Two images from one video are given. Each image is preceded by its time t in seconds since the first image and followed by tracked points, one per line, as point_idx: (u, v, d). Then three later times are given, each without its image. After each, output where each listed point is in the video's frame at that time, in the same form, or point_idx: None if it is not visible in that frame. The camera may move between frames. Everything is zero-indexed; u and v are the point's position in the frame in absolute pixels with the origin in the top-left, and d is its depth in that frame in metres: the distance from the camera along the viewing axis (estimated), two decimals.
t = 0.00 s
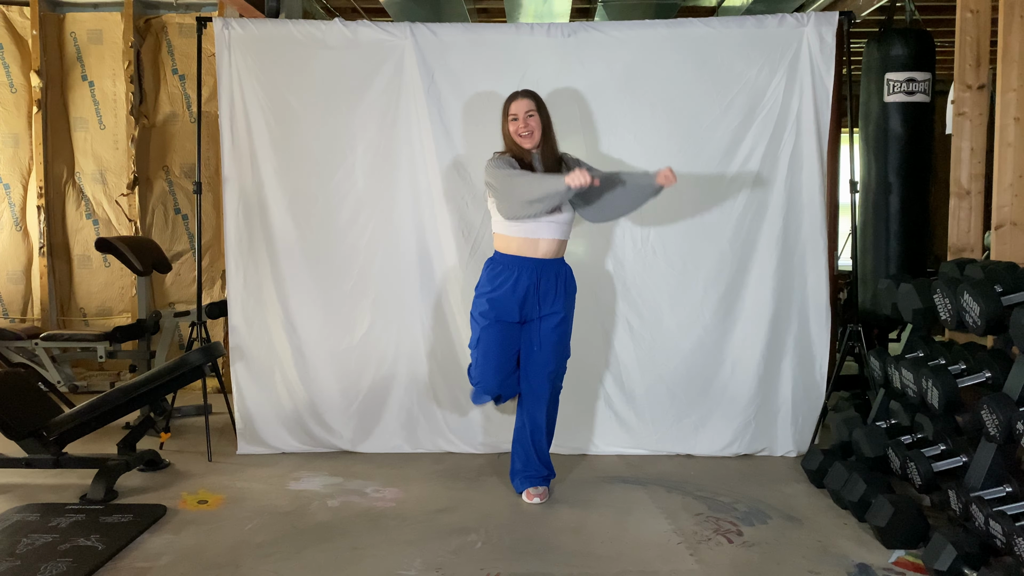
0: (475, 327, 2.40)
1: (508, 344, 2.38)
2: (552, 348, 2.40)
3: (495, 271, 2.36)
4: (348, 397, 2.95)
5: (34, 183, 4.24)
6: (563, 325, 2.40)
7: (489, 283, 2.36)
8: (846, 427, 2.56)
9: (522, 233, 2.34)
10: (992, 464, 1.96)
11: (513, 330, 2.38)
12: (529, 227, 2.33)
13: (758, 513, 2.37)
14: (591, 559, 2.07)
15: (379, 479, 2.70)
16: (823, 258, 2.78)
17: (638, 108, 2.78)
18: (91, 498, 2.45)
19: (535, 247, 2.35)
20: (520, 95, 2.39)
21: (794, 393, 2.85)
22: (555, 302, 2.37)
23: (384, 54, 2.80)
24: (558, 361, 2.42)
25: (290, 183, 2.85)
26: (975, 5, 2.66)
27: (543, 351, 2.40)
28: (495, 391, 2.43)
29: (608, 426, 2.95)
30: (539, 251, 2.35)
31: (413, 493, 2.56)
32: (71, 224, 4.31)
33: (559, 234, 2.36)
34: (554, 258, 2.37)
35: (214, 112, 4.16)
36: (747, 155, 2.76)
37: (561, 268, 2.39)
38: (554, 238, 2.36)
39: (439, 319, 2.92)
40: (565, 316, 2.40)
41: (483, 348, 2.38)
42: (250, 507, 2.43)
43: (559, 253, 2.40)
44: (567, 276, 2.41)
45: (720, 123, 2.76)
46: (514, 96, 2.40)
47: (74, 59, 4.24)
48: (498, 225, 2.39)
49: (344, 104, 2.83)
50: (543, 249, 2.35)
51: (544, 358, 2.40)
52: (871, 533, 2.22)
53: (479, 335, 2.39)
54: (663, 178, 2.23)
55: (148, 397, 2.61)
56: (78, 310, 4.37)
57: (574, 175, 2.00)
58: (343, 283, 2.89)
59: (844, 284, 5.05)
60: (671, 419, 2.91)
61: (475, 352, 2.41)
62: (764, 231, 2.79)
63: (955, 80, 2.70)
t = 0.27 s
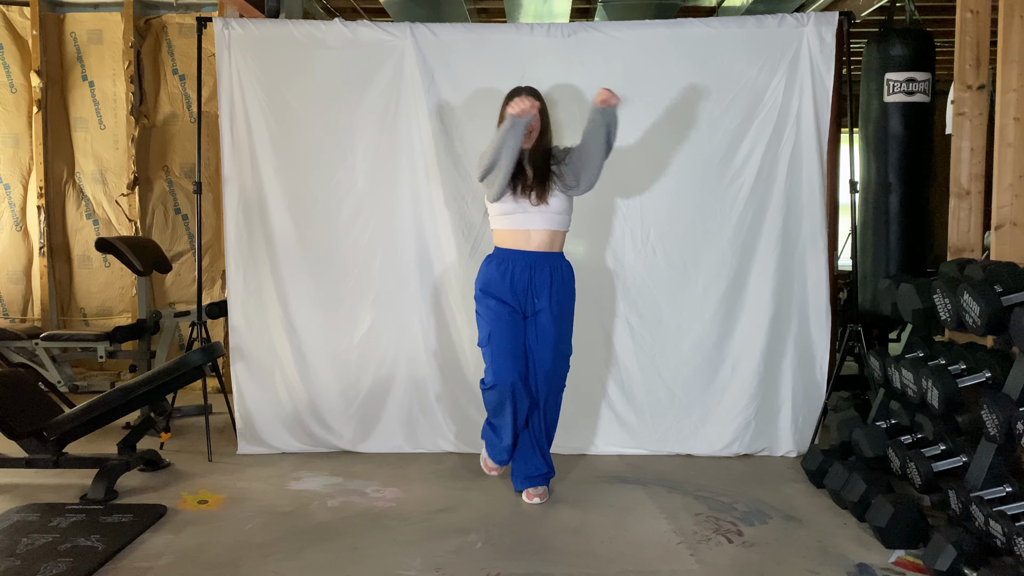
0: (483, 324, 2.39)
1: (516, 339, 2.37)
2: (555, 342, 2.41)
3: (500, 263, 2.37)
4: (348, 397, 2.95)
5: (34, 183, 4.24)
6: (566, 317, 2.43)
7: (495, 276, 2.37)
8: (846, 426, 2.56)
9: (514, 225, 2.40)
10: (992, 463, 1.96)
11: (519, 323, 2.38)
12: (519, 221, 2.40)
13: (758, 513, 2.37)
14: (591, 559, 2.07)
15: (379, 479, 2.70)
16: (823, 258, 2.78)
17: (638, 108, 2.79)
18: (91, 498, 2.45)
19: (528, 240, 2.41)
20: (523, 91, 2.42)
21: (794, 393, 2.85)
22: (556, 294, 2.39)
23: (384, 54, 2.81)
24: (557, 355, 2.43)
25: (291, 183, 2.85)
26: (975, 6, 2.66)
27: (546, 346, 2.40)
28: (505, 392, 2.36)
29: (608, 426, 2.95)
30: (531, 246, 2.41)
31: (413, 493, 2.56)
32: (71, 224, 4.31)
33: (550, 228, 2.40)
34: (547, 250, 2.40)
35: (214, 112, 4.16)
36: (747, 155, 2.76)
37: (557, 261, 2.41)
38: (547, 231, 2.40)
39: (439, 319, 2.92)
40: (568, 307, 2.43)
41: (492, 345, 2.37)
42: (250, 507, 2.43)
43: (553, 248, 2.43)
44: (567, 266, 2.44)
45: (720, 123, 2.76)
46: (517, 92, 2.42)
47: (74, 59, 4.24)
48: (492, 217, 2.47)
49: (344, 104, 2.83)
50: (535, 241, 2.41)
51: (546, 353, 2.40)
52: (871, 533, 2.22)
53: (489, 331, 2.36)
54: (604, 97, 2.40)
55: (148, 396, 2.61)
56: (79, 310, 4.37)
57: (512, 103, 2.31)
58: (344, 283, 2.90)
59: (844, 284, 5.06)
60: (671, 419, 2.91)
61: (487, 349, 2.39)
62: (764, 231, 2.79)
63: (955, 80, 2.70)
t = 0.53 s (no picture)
0: (473, 332, 2.38)
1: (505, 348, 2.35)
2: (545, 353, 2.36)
3: (489, 270, 2.35)
4: (348, 397, 2.95)
5: (34, 183, 4.24)
6: (557, 327, 2.37)
7: (484, 283, 2.35)
8: (846, 427, 2.56)
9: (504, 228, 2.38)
10: (992, 463, 1.98)
11: (508, 331, 2.36)
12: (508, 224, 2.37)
13: (758, 513, 2.37)
14: (591, 559, 2.07)
15: (379, 479, 2.69)
16: (823, 258, 2.78)
17: (638, 108, 2.79)
18: (91, 498, 2.45)
19: (518, 244, 2.37)
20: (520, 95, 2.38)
21: (794, 393, 2.85)
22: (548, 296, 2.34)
23: (384, 54, 2.80)
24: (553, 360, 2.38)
25: (291, 183, 2.85)
26: (975, 5, 2.66)
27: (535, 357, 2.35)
28: (496, 408, 2.38)
29: (608, 426, 2.95)
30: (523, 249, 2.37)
31: (413, 493, 2.56)
32: (71, 224, 4.31)
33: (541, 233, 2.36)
34: (539, 253, 2.36)
35: (214, 112, 4.16)
36: (747, 155, 2.76)
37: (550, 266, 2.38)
38: (537, 234, 2.36)
39: (439, 319, 2.92)
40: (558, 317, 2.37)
41: (481, 355, 2.36)
42: (250, 507, 2.43)
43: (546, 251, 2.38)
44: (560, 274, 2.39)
45: (720, 123, 2.76)
46: (513, 95, 2.39)
47: (74, 59, 4.24)
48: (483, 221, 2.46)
49: (344, 105, 2.83)
50: (526, 244, 2.37)
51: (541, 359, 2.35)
52: (871, 533, 2.22)
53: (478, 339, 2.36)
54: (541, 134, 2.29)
55: (148, 396, 2.61)
56: (79, 310, 4.37)
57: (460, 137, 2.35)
58: (343, 283, 2.90)
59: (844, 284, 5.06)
60: (671, 418, 2.91)
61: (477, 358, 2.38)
62: (764, 231, 2.79)
63: (955, 80, 2.70)
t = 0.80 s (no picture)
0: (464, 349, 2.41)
1: (490, 363, 2.36)
2: (531, 368, 2.35)
3: (475, 297, 2.36)
4: (348, 397, 2.95)
5: (34, 183, 4.24)
6: (541, 343, 2.36)
7: (468, 305, 2.37)
8: (846, 427, 2.56)
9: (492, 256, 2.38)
10: (993, 463, 1.97)
11: (491, 351, 2.36)
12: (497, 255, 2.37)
13: (758, 513, 2.37)
14: (591, 559, 2.07)
15: (379, 479, 2.70)
16: (823, 258, 2.78)
17: (638, 108, 2.79)
18: (91, 498, 2.45)
19: (504, 274, 2.37)
20: (513, 118, 2.41)
21: (794, 393, 2.85)
22: (533, 318, 2.33)
23: (384, 54, 2.81)
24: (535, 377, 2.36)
25: (291, 183, 2.85)
26: (975, 6, 2.66)
27: (521, 370, 2.35)
28: (484, 418, 2.37)
29: (608, 426, 2.95)
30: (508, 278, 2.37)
31: (413, 493, 2.56)
32: (71, 224, 4.31)
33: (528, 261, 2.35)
34: (525, 283, 2.35)
35: (214, 112, 4.16)
36: (747, 155, 2.76)
37: (537, 290, 2.36)
38: (523, 264, 2.35)
39: (439, 320, 2.92)
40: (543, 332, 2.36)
41: (469, 371, 2.39)
42: (250, 507, 2.43)
43: (534, 277, 2.38)
44: (548, 296, 2.38)
45: (720, 123, 2.76)
46: (507, 118, 2.42)
47: (75, 59, 4.24)
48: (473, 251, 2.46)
49: (344, 105, 2.83)
50: (512, 273, 2.36)
51: (526, 373, 2.35)
52: (871, 533, 2.22)
53: (467, 359, 2.39)
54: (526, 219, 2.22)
55: (148, 396, 2.62)
56: (79, 310, 4.37)
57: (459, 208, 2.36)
58: (343, 283, 2.90)
59: (844, 284, 5.06)
60: (671, 418, 2.91)
61: (466, 375, 2.41)
62: (764, 231, 2.79)
63: (955, 80, 2.70)
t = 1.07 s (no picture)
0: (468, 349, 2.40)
1: (493, 362, 2.34)
2: (536, 364, 2.35)
3: (481, 294, 2.35)
4: (348, 397, 2.95)
5: (34, 183, 4.24)
6: (546, 339, 2.37)
7: (474, 304, 2.36)
8: (846, 427, 2.56)
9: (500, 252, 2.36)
10: (992, 464, 1.97)
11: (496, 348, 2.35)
12: (500, 251, 2.36)
13: (758, 513, 2.37)
14: (591, 559, 2.07)
15: (379, 479, 2.69)
16: (823, 258, 2.78)
17: (638, 108, 2.79)
18: (91, 498, 2.45)
19: (511, 269, 2.36)
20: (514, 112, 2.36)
21: (794, 393, 2.85)
22: (540, 314, 2.33)
23: (384, 54, 2.80)
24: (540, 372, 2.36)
25: (291, 183, 2.85)
26: (975, 6, 2.66)
27: (525, 367, 2.35)
28: (489, 416, 2.36)
29: (609, 426, 2.95)
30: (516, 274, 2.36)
31: (413, 493, 2.56)
32: (71, 224, 4.31)
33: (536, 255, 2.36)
34: (534, 276, 2.36)
35: (214, 112, 4.16)
36: (747, 155, 2.76)
37: (544, 286, 2.36)
38: (529, 259, 2.35)
39: (439, 321, 2.92)
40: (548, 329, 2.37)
41: (473, 369, 2.38)
42: (250, 507, 2.43)
43: (540, 273, 2.38)
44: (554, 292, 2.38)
45: (720, 123, 2.76)
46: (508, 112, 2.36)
47: (75, 59, 4.24)
48: (477, 245, 2.47)
49: (344, 105, 2.83)
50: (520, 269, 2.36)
51: (531, 369, 2.35)
52: (871, 533, 2.22)
53: (472, 359, 2.37)
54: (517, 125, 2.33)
55: (148, 396, 2.62)
56: (79, 310, 4.37)
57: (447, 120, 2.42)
58: (343, 283, 2.89)
59: (844, 284, 5.06)
60: (671, 418, 2.91)
61: (471, 375, 2.39)
62: (764, 231, 2.79)
63: (955, 80, 2.70)
